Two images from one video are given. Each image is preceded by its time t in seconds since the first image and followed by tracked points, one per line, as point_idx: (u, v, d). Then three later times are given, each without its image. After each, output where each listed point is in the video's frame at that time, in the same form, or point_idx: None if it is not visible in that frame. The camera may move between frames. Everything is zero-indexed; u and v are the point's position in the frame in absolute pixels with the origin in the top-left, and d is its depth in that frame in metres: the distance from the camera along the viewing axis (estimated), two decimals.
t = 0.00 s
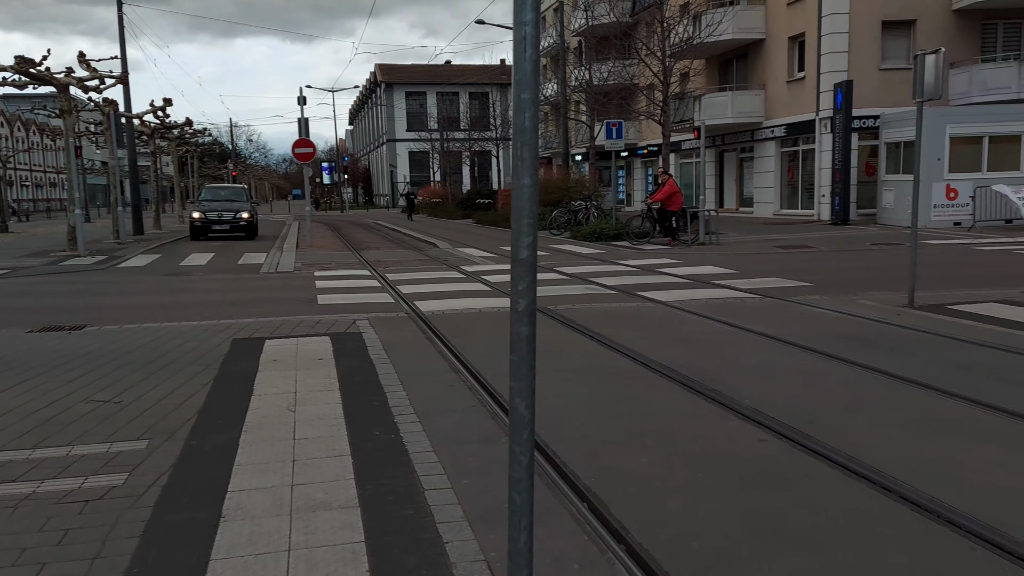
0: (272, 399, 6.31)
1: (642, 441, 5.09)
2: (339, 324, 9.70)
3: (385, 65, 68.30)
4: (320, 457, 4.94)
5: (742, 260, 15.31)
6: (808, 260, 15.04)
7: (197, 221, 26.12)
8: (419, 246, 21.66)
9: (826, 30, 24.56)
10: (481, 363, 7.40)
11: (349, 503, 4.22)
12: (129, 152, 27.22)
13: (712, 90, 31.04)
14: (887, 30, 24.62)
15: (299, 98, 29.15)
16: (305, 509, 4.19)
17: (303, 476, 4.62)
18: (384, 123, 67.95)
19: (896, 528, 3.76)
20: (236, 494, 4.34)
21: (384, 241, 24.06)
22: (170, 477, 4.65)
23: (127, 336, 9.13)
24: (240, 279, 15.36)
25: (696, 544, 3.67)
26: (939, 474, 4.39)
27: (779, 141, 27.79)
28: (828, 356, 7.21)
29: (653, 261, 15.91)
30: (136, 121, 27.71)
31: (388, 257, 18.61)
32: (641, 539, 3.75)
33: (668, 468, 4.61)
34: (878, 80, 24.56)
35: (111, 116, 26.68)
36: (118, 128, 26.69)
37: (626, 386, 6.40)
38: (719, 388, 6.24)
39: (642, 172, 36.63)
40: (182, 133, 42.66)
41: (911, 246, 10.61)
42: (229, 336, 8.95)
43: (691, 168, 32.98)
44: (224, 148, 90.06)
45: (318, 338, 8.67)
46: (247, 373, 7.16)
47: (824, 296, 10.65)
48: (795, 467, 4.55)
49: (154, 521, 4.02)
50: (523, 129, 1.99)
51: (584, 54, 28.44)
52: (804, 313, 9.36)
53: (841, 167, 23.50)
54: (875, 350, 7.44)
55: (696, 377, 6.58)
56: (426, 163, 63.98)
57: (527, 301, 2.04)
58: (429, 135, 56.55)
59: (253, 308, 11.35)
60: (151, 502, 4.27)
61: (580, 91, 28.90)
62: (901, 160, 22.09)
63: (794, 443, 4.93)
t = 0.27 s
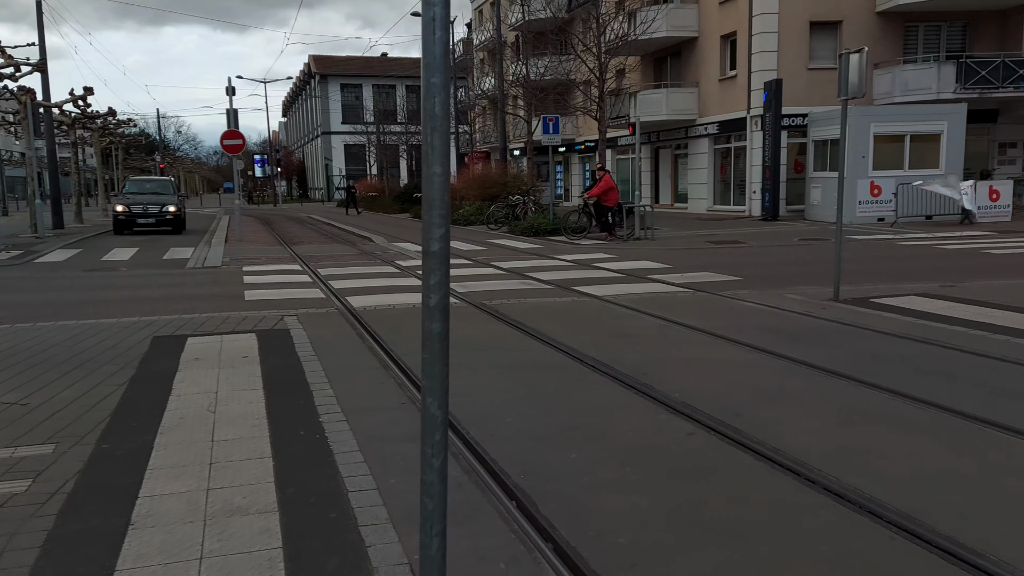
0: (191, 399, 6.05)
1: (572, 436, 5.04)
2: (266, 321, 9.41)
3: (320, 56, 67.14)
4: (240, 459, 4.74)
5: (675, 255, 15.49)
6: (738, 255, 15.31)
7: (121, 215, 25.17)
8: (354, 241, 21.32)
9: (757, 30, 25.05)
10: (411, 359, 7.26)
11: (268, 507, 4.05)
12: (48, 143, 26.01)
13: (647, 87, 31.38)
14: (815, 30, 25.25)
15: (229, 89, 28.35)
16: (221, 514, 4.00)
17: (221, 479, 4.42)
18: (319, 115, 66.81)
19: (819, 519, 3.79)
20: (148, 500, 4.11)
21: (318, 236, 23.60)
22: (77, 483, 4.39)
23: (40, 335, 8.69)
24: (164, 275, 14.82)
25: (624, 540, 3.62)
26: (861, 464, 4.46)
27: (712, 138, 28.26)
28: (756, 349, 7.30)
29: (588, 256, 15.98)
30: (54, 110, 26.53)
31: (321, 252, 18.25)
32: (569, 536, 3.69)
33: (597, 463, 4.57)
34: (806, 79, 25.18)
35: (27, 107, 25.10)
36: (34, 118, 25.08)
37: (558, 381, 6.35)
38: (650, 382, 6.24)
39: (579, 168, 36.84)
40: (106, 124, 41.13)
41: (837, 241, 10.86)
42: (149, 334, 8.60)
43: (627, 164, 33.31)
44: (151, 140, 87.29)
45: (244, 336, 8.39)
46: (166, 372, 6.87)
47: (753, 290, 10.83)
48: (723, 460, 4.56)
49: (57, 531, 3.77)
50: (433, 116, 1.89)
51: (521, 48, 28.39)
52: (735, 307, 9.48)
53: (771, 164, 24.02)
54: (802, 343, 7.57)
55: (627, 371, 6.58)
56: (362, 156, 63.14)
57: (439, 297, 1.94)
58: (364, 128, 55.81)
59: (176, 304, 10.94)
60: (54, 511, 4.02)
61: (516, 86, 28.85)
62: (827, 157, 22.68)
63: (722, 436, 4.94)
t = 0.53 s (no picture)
0: (123, 404, 5.78)
1: (519, 438, 4.91)
2: (208, 320, 9.11)
3: (272, 51, 66.05)
4: (171, 468, 4.52)
5: (628, 254, 15.51)
6: (691, 255, 15.38)
7: (61, 210, 24.34)
8: (304, 239, 20.92)
9: (709, 31, 25.27)
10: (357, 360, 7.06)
11: (198, 518, 3.84)
12: None
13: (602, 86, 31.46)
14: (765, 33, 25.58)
15: (176, 82, 27.61)
16: (148, 527, 3.78)
17: (150, 489, 4.20)
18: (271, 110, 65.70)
19: (766, 523, 3.73)
20: (69, 512, 3.87)
21: (267, 233, 23.13)
22: None
23: None
24: (104, 273, 14.32)
25: (569, 548, 3.50)
26: (809, 465, 4.42)
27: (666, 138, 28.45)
28: (706, 349, 7.26)
29: (542, 254, 15.90)
30: None
31: (270, 249, 17.85)
32: (513, 546, 3.56)
33: (544, 467, 4.46)
34: (757, 81, 25.49)
35: None
36: None
37: (507, 381, 6.22)
38: (600, 383, 6.16)
39: (534, 166, 36.79)
40: (47, 116, 39.81)
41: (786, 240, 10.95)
42: (83, 335, 8.24)
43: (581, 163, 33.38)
44: (97, 133, 84.91)
45: (184, 337, 8.10)
46: (98, 376, 6.56)
47: (705, 289, 10.85)
48: (671, 463, 4.48)
49: None
50: (356, 105, 1.75)
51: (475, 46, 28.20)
52: (686, 306, 9.48)
53: (723, 165, 24.24)
54: (751, 342, 7.57)
55: (577, 372, 6.48)
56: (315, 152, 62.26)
57: (363, 301, 1.79)
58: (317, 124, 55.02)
59: (115, 303, 10.55)
60: None
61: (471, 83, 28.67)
62: (778, 158, 22.98)
63: (671, 438, 4.87)
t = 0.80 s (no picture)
0: (84, 408, 5.63)
1: (490, 441, 4.83)
2: (177, 321, 8.94)
3: (247, 49, 65.47)
4: (131, 474, 4.39)
5: (604, 254, 15.48)
6: (667, 255, 15.39)
7: (29, 209, 23.89)
8: (279, 238, 20.68)
9: (686, 32, 25.34)
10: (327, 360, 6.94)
11: (156, 527, 3.72)
12: None
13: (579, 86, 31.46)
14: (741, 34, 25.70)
15: (148, 79, 27.23)
16: (104, 534, 3.64)
17: (107, 496, 4.06)
18: (246, 109, 65.10)
19: (738, 526, 3.69)
20: (22, 521, 3.74)
21: (241, 232, 22.86)
22: None
23: None
24: (72, 272, 14.04)
25: (538, 553, 3.42)
26: (780, 467, 4.39)
27: (642, 138, 28.50)
28: (680, 349, 7.22)
29: (519, 254, 15.82)
30: None
31: (244, 249, 17.63)
32: (481, 550, 3.47)
33: (515, 469, 4.38)
34: (733, 82, 25.60)
35: None
36: None
37: (479, 383, 6.14)
38: (573, 384, 6.09)
39: (512, 166, 36.73)
40: (16, 113, 39.11)
41: (761, 241, 10.97)
42: (46, 336, 8.04)
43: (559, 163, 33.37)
44: (68, 131, 83.71)
45: (151, 338, 7.93)
46: (60, 379, 6.40)
47: (680, 289, 10.84)
48: (644, 466, 4.43)
49: None
50: (302, 100, 1.66)
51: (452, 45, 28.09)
52: (661, 307, 9.45)
53: (699, 165, 24.31)
54: (726, 343, 7.55)
55: (551, 373, 6.41)
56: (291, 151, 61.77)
57: (311, 306, 1.71)
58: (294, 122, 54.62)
59: (81, 304, 10.33)
60: None
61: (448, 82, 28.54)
62: (753, 159, 23.09)
63: (643, 440, 4.82)
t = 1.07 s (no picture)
0: (76, 407, 5.60)
1: (483, 440, 4.78)
2: (174, 319, 8.90)
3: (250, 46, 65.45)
4: (120, 474, 4.36)
5: (606, 251, 15.42)
6: (669, 252, 15.32)
7: (31, 205, 23.90)
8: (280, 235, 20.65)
9: (688, 27, 25.25)
10: (322, 357, 6.89)
11: (143, 528, 3.68)
12: None
13: (581, 83, 31.37)
14: (744, 30, 25.60)
15: (150, 76, 27.21)
16: (89, 536, 3.60)
17: (95, 497, 4.02)
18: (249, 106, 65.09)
19: (732, 527, 3.63)
20: (6, 523, 3.70)
21: (242, 229, 22.83)
22: None
23: None
24: (72, 269, 14.02)
25: (527, 554, 3.37)
26: (777, 466, 4.33)
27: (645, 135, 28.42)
28: (678, 347, 7.17)
29: (519, 251, 15.76)
30: None
31: (244, 246, 17.61)
32: (470, 551, 3.42)
33: (507, 468, 4.33)
34: (736, 77, 25.50)
35: None
36: None
37: (474, 381, 6.09)
38: (569, 382, 6.04)
39: (514, 163, 36.66)
40: (19, 109, 39.13)
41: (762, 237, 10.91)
42: (42, 334, 8.02)
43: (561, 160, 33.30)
44: (72, 128, 83.80)
45: (147, 336, 7.90)
46: (54, 377, 6.37)
47: (680, 286, 10.78)
48: (638, 465, 4.38)
49: None
50: (270, 92, 1.62)
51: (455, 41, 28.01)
52: (661, 304, 9.39)
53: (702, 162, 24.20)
54: (725, 340, 7.49)
55: (547, 371, 6.36)
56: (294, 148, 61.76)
57: (280, 306, 1.67)
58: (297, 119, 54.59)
59: (80, 301, 10.30)
60: None
61: (450, 79, 28.47)
62: (756, 155, 23.00)
63: (638, 439, 4.77)
